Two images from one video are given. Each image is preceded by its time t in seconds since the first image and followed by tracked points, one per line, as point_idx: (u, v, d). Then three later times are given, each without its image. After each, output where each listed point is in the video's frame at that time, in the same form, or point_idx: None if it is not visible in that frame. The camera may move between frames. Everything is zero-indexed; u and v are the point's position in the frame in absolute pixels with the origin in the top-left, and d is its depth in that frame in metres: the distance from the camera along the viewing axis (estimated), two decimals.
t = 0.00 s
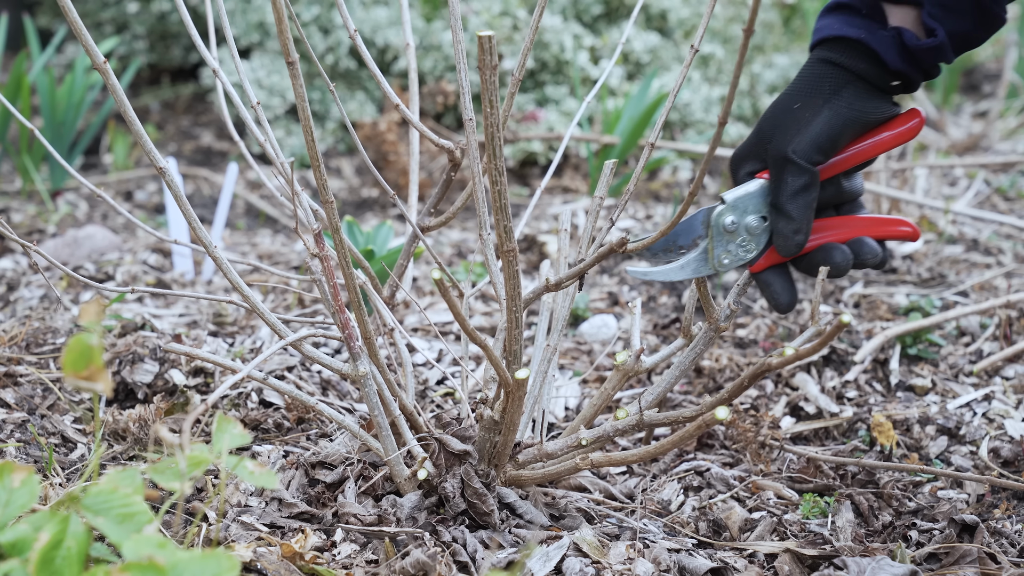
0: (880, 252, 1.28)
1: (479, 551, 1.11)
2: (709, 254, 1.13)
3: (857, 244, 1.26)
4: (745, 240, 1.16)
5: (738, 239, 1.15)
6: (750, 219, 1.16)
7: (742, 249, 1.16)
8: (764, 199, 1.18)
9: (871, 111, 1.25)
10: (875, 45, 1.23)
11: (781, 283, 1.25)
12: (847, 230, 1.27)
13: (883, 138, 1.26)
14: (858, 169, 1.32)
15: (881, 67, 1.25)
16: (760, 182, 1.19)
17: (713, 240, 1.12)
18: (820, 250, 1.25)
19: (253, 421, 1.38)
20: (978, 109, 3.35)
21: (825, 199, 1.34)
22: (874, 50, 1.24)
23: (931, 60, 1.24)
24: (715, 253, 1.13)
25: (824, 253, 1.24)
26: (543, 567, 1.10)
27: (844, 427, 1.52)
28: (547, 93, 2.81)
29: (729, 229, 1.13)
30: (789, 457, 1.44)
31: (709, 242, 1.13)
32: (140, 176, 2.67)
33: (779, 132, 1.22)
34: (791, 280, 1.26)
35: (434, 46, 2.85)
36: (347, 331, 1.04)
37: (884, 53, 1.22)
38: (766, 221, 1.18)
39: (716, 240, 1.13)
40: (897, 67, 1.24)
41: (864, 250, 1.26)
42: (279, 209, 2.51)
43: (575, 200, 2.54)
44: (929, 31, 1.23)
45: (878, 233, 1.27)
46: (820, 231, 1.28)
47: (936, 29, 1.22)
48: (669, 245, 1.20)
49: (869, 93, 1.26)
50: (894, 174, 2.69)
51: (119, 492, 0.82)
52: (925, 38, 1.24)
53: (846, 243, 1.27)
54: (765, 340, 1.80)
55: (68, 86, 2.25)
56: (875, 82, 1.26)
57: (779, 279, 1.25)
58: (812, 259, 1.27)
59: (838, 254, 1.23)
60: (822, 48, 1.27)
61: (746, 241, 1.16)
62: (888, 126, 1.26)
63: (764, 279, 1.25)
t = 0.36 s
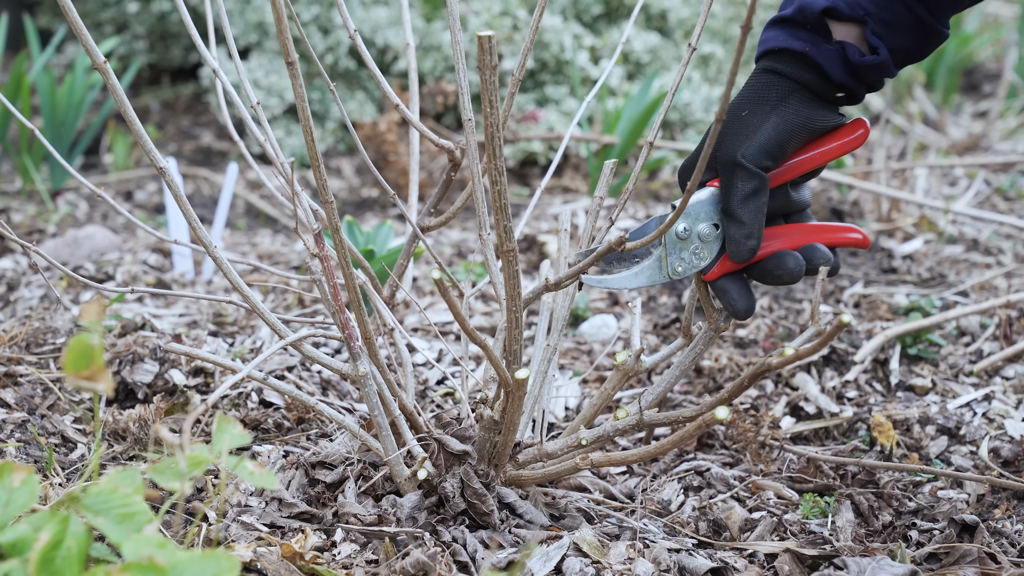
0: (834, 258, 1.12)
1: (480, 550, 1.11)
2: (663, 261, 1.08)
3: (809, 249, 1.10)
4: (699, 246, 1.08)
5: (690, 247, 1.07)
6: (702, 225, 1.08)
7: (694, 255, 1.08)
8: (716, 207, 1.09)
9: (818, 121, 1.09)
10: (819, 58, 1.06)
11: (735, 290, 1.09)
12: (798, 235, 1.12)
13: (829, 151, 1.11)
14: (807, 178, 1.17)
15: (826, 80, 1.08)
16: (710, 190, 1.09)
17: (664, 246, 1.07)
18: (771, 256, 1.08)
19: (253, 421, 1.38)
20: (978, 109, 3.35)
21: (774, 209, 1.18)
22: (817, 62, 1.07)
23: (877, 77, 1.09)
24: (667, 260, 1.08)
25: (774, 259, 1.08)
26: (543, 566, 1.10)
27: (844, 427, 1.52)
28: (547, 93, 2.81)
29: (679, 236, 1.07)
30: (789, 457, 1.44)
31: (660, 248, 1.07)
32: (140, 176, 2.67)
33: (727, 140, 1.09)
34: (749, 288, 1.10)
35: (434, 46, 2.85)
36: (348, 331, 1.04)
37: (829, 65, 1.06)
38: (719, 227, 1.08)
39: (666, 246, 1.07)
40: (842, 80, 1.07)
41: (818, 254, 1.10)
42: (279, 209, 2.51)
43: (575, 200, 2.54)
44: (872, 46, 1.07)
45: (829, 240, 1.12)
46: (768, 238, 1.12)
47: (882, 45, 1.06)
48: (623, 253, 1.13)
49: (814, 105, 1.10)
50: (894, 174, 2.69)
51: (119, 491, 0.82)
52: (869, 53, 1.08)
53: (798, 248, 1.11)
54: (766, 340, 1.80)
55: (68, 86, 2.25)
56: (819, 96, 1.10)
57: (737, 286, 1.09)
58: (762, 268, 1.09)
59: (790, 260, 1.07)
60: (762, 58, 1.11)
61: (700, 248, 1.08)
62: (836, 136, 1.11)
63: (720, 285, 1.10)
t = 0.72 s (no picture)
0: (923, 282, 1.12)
1: (479, 551, 1.11)
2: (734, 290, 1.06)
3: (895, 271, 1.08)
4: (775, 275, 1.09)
5: (761, 279, 1.08)
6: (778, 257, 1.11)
7: (762, 288, 1.07)
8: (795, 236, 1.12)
9: (895, 144, 1.18)
10: (895, 76, 1.19)
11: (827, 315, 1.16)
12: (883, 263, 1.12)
13: (916, 174, 1.16)
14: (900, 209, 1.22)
15: (907, 100, 1.20)
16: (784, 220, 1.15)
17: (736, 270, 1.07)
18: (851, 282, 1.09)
19: (253, 421, 1.38)
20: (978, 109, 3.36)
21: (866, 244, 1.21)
22: (896, 82, 1.19)
23: (958, 92, 1.20)
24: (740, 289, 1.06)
25: (855, 286, 1.08)
26: (543, 567, 1.10)
27: (844, 427, 1.52)
28: (547, 94, 2.81)
29: (752, 263, 1.08)
30: (789, 457, 1.44)
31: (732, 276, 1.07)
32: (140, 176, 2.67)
33: (795, 162, 1.18)
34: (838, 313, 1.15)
35: (434, 46, 2.85)
36: (347, 332, 1.04)
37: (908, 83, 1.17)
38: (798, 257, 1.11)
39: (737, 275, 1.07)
40: (923, 100, 1.18)
41: (902, 274, 1.07)
42: (279, 209, 2.51)
43: (575, 200, 2.55)
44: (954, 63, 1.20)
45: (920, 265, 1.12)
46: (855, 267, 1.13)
47: (962, 60, 1.18)
48: (692, 287, 1.08)
49: (892, 126, 1.19)
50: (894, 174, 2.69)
51: (119, 492, 0.82)
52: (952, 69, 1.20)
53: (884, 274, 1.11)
54: (765, 340, 1.80)
55: (68, 86, 2.25)
56: (901, 118, 1.20)
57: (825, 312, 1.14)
58: (846, 296, 1.11)
59: (867, 283, 1.08)
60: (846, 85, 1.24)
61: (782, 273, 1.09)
62: (921, 161, 1.16)
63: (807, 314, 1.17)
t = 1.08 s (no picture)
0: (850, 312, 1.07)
1: (480, 551, 1.10)
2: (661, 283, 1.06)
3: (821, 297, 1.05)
4: (704, 275, 1.05)
5: (693, 278, 1.05)
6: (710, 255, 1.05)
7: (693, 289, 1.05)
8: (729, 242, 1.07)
9: (842, 162, 1.14)
10: (849, 91, 1.17)
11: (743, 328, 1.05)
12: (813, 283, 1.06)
13: (858, 197, 1.10)
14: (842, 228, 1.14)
15: (859, 115, 1.18)
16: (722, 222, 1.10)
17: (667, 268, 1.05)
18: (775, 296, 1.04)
19: (253, 421, 1.38)
20: (979, 109, 3.36)
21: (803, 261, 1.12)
22: (850, 97, 1.17)
23: (912, 107, 1.19)
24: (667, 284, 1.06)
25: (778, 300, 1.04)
26: (543, 567, 1.10)
27: (844, 427, 1.52)
28: (547, 94, 2.81)
29: (683, 260, 1.05)
30: (789, 458, 1.44)
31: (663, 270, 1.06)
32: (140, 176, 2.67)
33: (743, 169, 1.14)
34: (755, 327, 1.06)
35: (434, 46, 2.85)
36: (347, 332, 1.04)
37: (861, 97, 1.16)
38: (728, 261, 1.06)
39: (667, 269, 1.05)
40: (875, 115, 1.17)
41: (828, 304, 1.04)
42: (279, 209, 2.51)
43: (575, 201, 2.55)
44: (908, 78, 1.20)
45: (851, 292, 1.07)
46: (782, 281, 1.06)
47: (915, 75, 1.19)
48: (623, 270, 1.11)
49: (844, 142, 1.17)
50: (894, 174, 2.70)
51: (119, 492, 0.82)
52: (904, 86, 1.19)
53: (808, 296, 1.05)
54: (766, 340, 1.80)
55: (68, 86, 2.25)
56: (854, 134, 1.18)
57: (744, 322, 1.05)
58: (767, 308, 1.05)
59: (793, 303, 1.03)
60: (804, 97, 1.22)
61: (705, 276, 1.05)
62: (865, 185, 1.10)
63: (727, 321, 1.06)
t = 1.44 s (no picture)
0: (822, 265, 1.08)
1: (480, 551, 1.10)
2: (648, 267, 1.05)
3: (799, 257, 1.06)
4: (686, 252, 1.05)
5: (678, 256, 1.04)
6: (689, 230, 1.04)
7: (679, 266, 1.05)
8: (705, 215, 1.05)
9: (807, 125, 1.07)
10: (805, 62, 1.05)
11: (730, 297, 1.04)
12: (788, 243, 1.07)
13: (820, 149, 1.08)
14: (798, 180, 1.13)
15: (812, 83, 1.07)
16: (697, 197, 1.05)
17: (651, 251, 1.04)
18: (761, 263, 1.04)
19: (253, 421, 1.38)
20: (978, 109, 3.36)
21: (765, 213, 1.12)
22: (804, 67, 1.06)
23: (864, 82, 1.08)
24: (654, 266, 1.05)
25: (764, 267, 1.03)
26: (543, 567, 1.10)
27: (844, 428, 1.52)
28: (547, 94, 2.81)
29: (665, 241, 1.04)
30: (789, 458, 1.44)
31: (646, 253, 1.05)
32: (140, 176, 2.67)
33: (711, 144, 1.04)
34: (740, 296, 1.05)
35: (434, 46, 2.85)
36: (347, 332, 1.04)
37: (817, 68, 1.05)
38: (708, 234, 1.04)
39: (652, 252, 1.04)
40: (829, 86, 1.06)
41: (806, 263, 1.06)
42: (279, 209, 2.51)
43: (575, 200, 2.55)
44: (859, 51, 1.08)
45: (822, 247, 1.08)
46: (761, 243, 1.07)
47: (867, 48, 1.06)
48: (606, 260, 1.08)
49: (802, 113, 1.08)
50: (895, 174, 2.70)
51: (119, 492, 0.82)
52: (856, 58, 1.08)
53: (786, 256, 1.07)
54: (766, 340, 1.80)
55: (68, 86, 2.25)
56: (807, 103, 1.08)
57: (728, 292, 1.04)
58: (751, 275, 1.05)
59: (780, 269, 1.03)
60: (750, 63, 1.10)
61: (685, 254, 1.05)
62: (824, 137, 1.08)
63: (711, 292, 1.04)
